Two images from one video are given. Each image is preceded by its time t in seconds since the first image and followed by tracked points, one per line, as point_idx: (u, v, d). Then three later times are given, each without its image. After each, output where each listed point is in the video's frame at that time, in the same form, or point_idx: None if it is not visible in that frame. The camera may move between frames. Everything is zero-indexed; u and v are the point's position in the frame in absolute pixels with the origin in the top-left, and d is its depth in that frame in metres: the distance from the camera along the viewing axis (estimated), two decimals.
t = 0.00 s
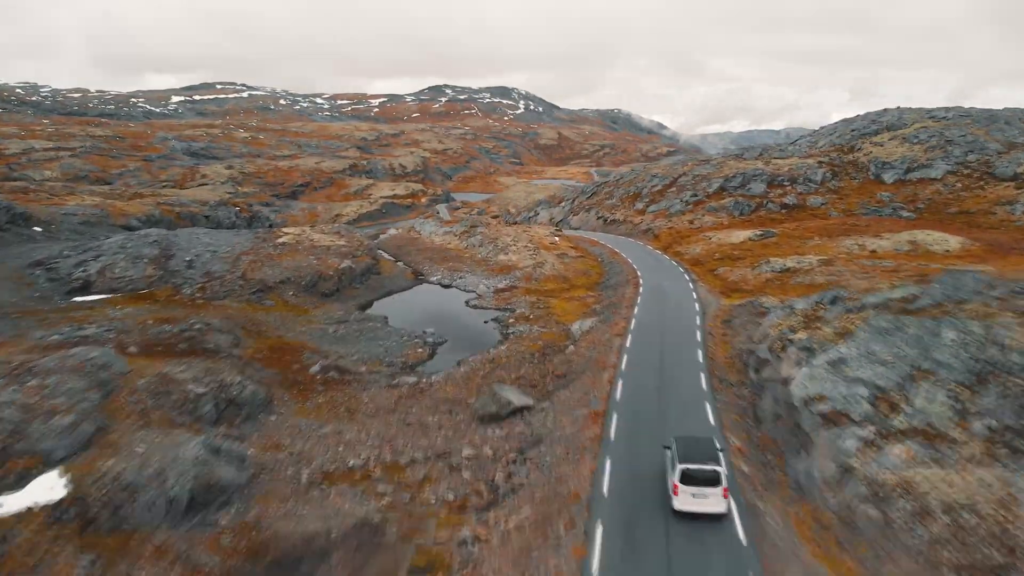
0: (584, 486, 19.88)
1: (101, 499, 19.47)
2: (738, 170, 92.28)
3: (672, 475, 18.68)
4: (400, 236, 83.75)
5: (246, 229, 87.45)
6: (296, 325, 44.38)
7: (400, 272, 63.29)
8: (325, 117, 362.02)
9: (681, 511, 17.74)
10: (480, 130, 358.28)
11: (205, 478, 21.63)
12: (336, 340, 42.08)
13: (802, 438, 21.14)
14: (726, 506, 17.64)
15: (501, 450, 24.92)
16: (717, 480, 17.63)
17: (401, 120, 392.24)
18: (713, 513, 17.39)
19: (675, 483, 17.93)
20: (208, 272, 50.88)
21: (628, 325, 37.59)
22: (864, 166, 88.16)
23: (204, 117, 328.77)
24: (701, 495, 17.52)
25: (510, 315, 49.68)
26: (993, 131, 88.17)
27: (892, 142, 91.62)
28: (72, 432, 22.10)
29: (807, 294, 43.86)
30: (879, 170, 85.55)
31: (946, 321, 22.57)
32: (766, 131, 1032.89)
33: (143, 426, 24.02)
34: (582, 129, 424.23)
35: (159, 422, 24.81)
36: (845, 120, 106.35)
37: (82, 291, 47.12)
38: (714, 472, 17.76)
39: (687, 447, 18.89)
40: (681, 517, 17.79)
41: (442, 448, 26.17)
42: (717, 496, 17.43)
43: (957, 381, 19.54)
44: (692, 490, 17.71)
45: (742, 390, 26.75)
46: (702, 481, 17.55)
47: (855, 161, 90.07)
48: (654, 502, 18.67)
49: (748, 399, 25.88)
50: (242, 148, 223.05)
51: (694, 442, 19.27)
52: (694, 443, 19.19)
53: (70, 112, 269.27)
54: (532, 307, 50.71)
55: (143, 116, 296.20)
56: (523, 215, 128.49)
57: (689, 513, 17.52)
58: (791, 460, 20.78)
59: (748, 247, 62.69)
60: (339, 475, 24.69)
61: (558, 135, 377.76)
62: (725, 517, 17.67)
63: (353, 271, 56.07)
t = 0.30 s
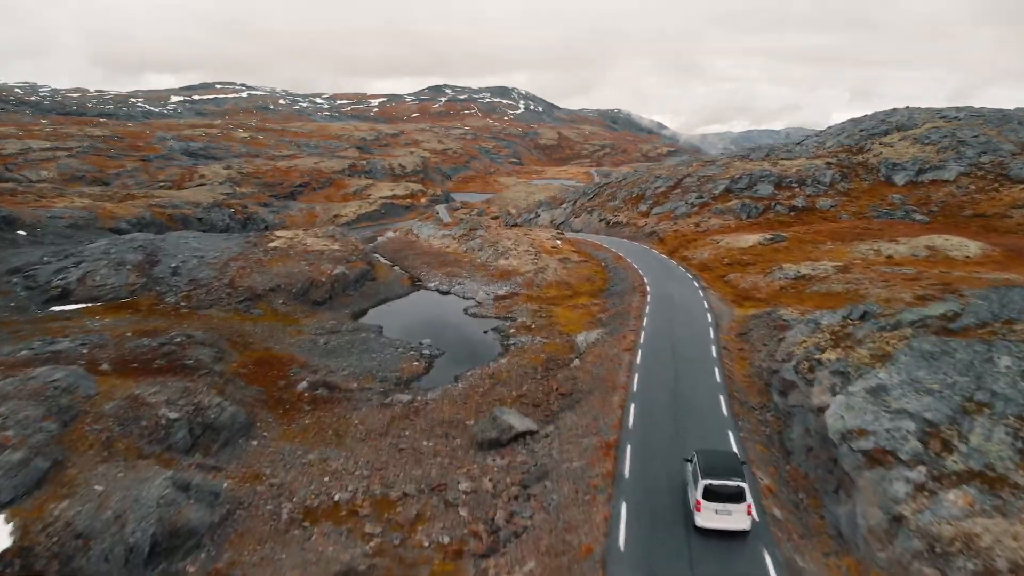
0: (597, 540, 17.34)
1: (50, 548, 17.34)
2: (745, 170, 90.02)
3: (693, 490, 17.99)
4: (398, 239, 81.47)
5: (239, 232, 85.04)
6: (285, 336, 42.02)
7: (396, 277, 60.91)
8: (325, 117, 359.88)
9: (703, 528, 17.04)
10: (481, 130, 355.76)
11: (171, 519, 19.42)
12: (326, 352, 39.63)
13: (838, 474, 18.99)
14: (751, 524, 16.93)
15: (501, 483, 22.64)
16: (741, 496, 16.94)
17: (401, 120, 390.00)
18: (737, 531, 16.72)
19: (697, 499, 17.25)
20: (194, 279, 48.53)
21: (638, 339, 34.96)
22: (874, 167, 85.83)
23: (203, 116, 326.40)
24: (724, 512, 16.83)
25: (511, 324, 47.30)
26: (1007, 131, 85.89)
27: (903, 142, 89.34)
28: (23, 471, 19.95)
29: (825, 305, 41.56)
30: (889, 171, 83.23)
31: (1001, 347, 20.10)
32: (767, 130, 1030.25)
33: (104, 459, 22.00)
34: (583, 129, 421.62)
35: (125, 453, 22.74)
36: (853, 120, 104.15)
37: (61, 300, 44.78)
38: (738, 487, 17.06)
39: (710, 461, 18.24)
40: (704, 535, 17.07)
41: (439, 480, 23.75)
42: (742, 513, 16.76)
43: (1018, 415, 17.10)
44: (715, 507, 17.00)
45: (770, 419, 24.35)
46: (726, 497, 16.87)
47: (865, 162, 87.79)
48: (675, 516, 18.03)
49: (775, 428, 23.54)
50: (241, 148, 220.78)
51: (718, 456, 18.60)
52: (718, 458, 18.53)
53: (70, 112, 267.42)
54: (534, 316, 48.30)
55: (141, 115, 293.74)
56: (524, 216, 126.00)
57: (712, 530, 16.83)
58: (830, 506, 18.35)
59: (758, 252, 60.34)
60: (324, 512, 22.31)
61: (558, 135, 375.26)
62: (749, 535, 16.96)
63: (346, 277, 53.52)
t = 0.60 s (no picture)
0: None
1: None
2: (751, 171, 87.72)
3: (716, 504, 17.40)
4: (395, 242, 79.09)
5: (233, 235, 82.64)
6: (272, 349, 39.74)
7: (392, 283, 58.54)
8: (325, 117, 357.65)
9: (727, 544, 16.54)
10: (480, 130, 353.11)
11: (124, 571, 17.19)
12: (316, 366, 37.35)
13: (884, 522, 16.78)
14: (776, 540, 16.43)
15: (502, 525, 20.18)
16: (768, 512, 16.37)
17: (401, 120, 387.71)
18: (762, 548, 16.24)
19: (721, 514, 16.68)
20: (179, 286, 46.22)
21: (648, 354, 32.47)
22: (884, 168, 83.48)
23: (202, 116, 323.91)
24: (750, 528, 16.30)
25: (511, 333, 44.95)
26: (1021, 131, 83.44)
27: (914, 142, 86.97)
28: None
29: (844, 315, 39.32)
30: (901, 172, 80.84)
31: None
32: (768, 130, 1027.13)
33: (58, 499, 20.06)
34: (583, 129, 418.90)
35: (84, 490, 20.74)
36: (861, 120, 101.84)
37: (38, 309, 42.51)
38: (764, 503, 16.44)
39: (733, 474, 17.52)
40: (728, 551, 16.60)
41: (433, 520, 21.26)
42: (768, 530, 16.23)
43: None
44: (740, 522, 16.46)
45: (799, 450, 22.13)
46: (751, 513, 16.31)
47: (875, 162, 85.43)
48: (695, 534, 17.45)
49: (805, 461, 21.32)
50: (240, 148, 218.63)
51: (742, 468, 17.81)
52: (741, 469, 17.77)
53: (69, 111, 265.17)
54: (536, 325, 45.90)
55: (140, 115, 291.17)
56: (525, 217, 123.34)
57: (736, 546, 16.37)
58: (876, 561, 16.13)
59: (768, 256, 57.95)
60: (302, 557, 19.88)
61: (559, 135, 372.53)
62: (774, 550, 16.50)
63: (339, 283, 51.13)
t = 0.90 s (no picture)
0: None
1: None
2: (757, 172, 85.67)
3: (738, 518, 17.04)
4: (392, 246, 76.95)
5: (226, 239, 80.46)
6: (259, 361, 37.58)
7: (388, 288, 56.37)
8: (325, 117, 355.74)
9: (750, 561, 16.09)
10: (481, 130, 350.78)
11: None
12: (305, 380, 35.28)
13: None
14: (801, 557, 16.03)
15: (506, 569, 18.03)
16: (793, 527, 16.03)
17: (401, 120, 385.59)
18: (785, 564, 15.84)
19: (744, 529, 16.27)
20: (163, 294, 44.06)
21: (658, 370, 30.33)
22: (893, 169, 81.43)
23: (201, 116, 321.84)
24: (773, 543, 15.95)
25: (512, 343, 42.78)
26: None
27: (924, 143, 84.94)
28: None
29: (863, 325, 37.34)
30: (911, 173, 78.70)
31: None
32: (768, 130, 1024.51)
33: (9, 543, 18.14)
34: (584, 130, 416.62)
35: (40, 531, 18.82)
36: (868, 120, 99.85)
37: (14, 319, 40.36)
38: (790, 519, 16.04)
39: (756, 488, 17.13)
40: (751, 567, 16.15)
41: (425, 561, 19.19)
42: (792, 546, 15.84)
43: None
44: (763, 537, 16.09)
45: (831, 484, 20.17)
46: (776, 528, 15.92)
47: (884, 163, 83.35)
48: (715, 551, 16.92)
49: (838, 497, 19.39)
50: (240, 148, 216.85)
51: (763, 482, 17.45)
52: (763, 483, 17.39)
53: (67, 111, 263.27)
54: (538, 335, 43.74)
55: (138, 114, 288.84)
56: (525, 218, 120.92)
57: (759, 562, 15.95)
58: None
59: (777, 261, 55.83)
60: None
61: (558, 135, 370.10)
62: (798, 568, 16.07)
63: (332, 290, 49.03)
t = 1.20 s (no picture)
0: None
1: None
2: (765, 173, 83.33)
3: (765, 533, 16.72)
4: (388, 249, 74.57)
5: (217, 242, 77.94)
6: (243, 376, 35.22)
7: (383, 294, 53.94)
8: (325, 117, 353.27)
9: None
10: (481, 130, 348.11)
11: None
12: (290, 399, 32.89)
13: None
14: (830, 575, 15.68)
15: None
16: (822, 544, 15.75)
17: (400, 119, 382.82)
18: None
19: (772, 546, 15.94)
20: (145, 304, 41.72)
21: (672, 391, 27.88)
22: (904, 170, 79.06)
23: (200, 115, 319.19)
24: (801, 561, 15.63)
25: (512, 354, 40.34)
26: None
27: (935, 143, 82.62)
28: None
29: (887, 338, 35.05)
30: (923, 175, 76.32)
31: None
32: (768, 129, 1023.02)
33: None
34: (584, 129, 413.91)
35: None
36: (877, 120, 97.63)
37: None
38: (819, 536, 15.78)
39: (782, 503, 16.93)
40: None
41: None
42: (822, 564, 15.51)
43: None
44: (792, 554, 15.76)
45: (874, 531, 18.09)
46: (805, 544, 15.65)
47: (894, 164, 81.00)
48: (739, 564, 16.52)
49: (885, 548, 17.28)
50: (238, 147, 214.48)
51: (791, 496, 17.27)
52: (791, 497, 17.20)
53: (64, 109, 260.52)
54: (540, 345, 41.36)
55: (136, 113, 286.09)
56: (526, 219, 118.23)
57: None
58: None
59: (789, 267, 53.56)
60: None
61: (558, 134, 367.26)
62: None
63: (323, 297, 46.70)
